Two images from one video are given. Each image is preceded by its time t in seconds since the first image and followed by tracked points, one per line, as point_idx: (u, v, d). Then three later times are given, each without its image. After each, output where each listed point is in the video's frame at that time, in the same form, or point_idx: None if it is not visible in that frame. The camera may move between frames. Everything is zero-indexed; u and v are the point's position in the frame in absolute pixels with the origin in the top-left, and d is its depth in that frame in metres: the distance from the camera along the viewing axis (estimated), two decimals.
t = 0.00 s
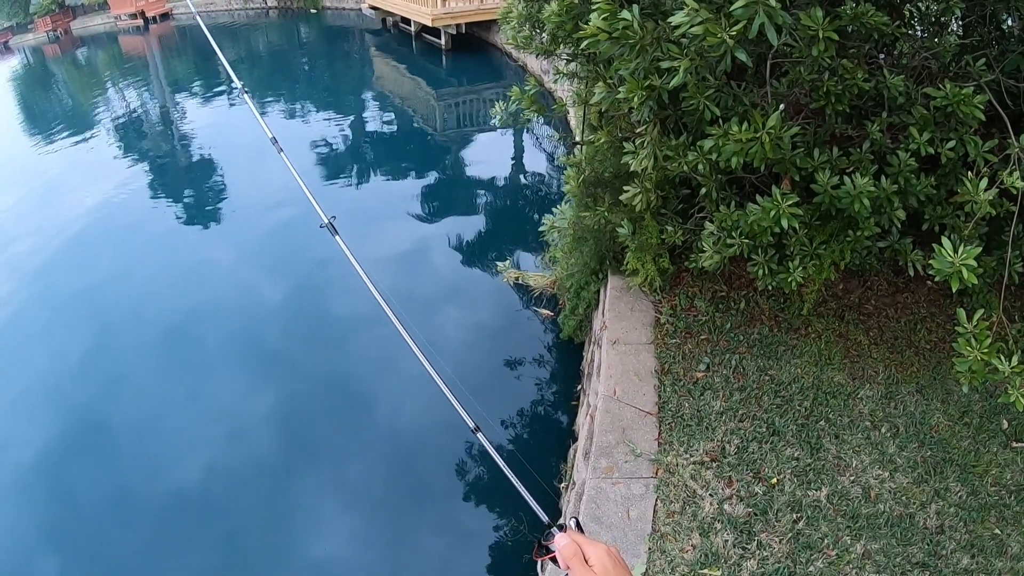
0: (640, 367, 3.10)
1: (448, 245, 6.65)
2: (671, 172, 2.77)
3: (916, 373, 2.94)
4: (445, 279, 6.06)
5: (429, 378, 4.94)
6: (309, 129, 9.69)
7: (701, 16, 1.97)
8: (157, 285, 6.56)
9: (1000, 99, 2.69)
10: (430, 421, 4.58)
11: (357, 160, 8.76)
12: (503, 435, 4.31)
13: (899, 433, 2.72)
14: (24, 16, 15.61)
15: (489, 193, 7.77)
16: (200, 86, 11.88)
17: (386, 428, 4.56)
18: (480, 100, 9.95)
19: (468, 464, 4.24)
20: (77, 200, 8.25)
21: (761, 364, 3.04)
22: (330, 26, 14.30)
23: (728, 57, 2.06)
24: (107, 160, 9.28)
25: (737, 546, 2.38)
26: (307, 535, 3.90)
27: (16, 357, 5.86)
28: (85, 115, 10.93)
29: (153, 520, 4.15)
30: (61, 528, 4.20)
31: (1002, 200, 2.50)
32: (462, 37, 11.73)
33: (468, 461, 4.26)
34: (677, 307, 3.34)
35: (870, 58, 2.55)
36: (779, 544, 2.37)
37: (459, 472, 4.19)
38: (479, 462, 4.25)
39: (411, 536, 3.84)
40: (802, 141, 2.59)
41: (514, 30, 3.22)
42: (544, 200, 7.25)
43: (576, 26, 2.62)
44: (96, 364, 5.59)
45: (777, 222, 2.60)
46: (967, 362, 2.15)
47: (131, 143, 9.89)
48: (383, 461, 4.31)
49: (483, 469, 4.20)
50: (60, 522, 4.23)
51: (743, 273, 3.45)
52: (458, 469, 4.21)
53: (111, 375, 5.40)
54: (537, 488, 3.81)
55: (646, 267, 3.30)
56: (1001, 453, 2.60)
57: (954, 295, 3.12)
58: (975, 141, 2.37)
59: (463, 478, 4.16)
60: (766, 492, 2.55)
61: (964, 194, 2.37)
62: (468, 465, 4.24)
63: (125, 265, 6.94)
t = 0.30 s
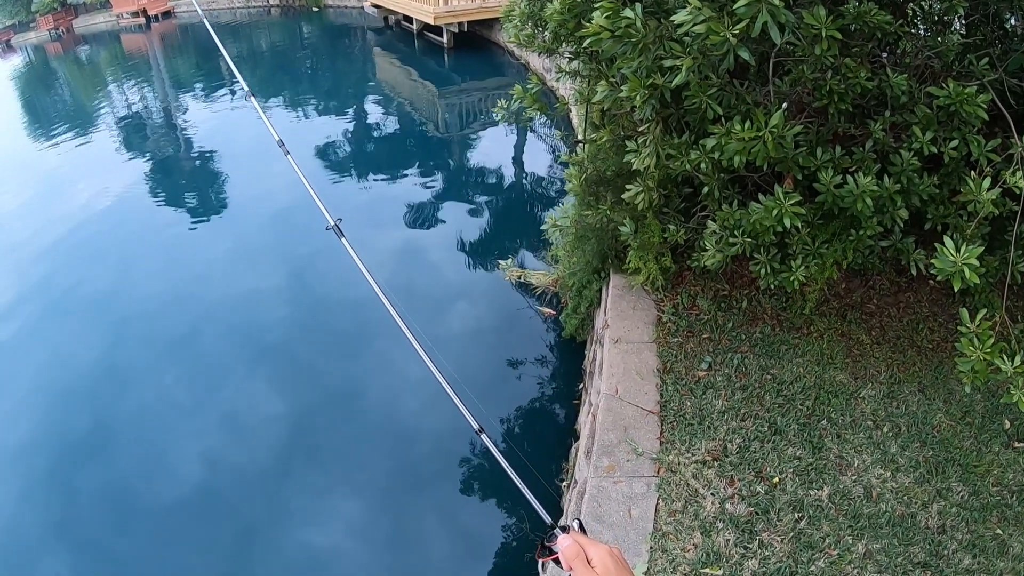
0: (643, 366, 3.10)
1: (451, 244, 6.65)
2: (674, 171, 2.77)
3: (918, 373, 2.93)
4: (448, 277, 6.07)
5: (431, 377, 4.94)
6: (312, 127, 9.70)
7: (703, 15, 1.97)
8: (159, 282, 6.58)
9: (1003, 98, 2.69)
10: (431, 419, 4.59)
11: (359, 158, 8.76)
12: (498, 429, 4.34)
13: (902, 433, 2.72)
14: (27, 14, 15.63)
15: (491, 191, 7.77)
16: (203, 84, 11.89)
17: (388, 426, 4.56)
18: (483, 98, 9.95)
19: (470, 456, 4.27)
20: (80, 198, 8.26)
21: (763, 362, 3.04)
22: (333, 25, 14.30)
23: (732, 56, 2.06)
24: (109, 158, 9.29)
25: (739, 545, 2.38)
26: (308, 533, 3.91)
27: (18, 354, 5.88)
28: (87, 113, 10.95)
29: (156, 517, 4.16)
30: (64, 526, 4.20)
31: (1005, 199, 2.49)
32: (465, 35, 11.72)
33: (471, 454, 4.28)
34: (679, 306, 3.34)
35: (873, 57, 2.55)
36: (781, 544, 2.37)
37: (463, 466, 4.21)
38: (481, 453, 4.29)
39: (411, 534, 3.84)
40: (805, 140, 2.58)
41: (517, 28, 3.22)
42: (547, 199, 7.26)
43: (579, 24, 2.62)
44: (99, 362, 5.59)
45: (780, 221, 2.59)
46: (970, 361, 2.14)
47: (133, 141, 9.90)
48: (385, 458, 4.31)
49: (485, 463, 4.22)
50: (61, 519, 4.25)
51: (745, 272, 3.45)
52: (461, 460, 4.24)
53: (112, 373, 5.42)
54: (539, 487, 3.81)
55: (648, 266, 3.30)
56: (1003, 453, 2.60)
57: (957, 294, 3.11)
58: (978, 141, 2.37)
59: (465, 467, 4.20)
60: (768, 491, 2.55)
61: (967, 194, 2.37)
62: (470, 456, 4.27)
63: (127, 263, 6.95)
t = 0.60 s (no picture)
0: (645, 365, 3.10)
1: (453, 243, 6.64)
2: (677, 170, 2.77)
3: (920, 373, 2.93)
4: (450, 276, 6.06)
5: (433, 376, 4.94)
6: (314, 126, 9.71)
7: (707, 14, 1.97)
8: (160, 280, 6.58)
9: (1006, 98, 2.68)
10: (432, 417, 4.58)
11: (361, 157, 8.76)
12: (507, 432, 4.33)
13: (904, 434, 2.72)
14: (28, 13, 15.62)
15: (492, 190, 7.77)
16: (205, 83, 11.89)
17: (390, 425, 4.56)
18: (485, 97, 9.95)
19: (472, 460, 4.25)
20: (82, 196, 8.26)
21: (766, 362, 3.04)
22: (335, 23, 14.30)
23: (735, 55, 2.05)
24: (111, 156, 9.29)
25: (740, 545, 2.38)
26: (308, 532, 3.91)
27: (19, 352, 5.88)
28: (89, 111, 10.95)
29: (158, 515, 4.16)
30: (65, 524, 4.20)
31: (1008, 200, 2.49)
32: (467, 34, 11.72)
33: (471, 456, 4.27)
34: (681, 305, 3.34)
35: (877, 56, 2.55)
36: (783, 544, 2.37)
37: (464, 468, 4.20)
38: (483, 458, 4.26)
39: (412, 532, 3.84)
40: (808, 140, 2.58)
41: (520, 27, 3.22)
42: (549, 199, 7.26)
43: (582, 23, 2.61)
44: (101, 360, 5.60)
45: (783, 221, 2.59)
46: (972, 362, 2.14)
47: (135, 139, 9.90)
48: (387, 458, 4.31)
49: (487, 466, 4.22)
50: (61, 516, 4.25)
51: (748, 272, 3.44)
52: (463, 464, 4.22)
53: (113, 371, 5.42)
54: (540, 486, 3.81)
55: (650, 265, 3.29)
56: (1005, 454, 2.60)
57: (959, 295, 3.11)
58: (981, 141, 2.37)
59: (468, 472, 4.18)
60: (770, 491, 2.55)
61: (970, 194, 2.36)
62: (472, 460, 4.25)
63: (128, 261, 6.95)
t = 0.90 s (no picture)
0: (647, 367, 3.10)
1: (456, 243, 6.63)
2: (681, 172, 2.77)
3: (922, 377, 2.93)
4: (451, 276, 6.07)
5: (434, 375, 4.94)
6: (317, 125, 9.72)
7: (715, 17, 1.98)
8: (161, 277, 6.59)
9: (1011, 103, 2.67)
10: (432, 415, 4.59)
11: (364, 156, 8.76)
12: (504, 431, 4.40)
13: (906, 437, 2.72)
14: (33, 9, 15.63)
15: (495, 190, 7.76)
16: (208, 81, 11.90)
17: (391, 424, 4.56)
18: (488, 97, 9.96)
19: (470, 456, 4.26)
20: (84, 193, 8.27)
21: (768, 365, 3.04)
22: (339, 22, 14.31)
23: (742, 57, 2.06)
24: (113, 153, 9.30)
25: (742, 548, 2.38)
26: (307, 530, 3.92)
27: (21, 348, 5.89)
28: (92, 108, 10.95)
29: (158, 512, 4.16)
30: (66, 520, 4.21)
31: (1012, 204, 2.49)
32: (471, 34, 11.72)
33: (471, 453, 4.29)
34: (684, 307, 3.34)
35: (882, 60, 2.55)
36: (784, 547, 2.37)
37: (463, 465, 4.21)
38: (482, 453, 4.28)
39: (410, 531, 3.85)
40: (813, 143, 2.58)
41: (525, 28, 3.23)
42: (551, 201, 7.27)
43: (588, 24, 2.61)
44: (102, 357, 5.61)
45: (787, 224, 2.59)
46: (975, 366, 2.14)
47: (137, 136, 9.91)
48: (388, 456, 4.31)
49: (486, 464, 4.23)
50: (60, 512, 4.27)
51: (751, 274, 3.44)
52: (461, 460, 4.23)
53: (114, 368, 5.44)
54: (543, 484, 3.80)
55: (654, 267, 3.30)
56: (1006, 459, 2.59)
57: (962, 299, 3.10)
58: (986, 146, 2.37)
59: (467, 468, 4.19)
60: (772, 493, 2.55)
61: (975, 199, 2.37)
62: (470, 456, 4.27)
63: (130, 258, 6.96)
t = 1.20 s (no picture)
0: (651, 367, 3.11)
1: (456, 244, 6.61)
2: (688, 174, 2.78)
3: (925, 381, 2.93)
4: (451, 277, 6.06)
5: (434, 374, 4.93)
6: (318, 123, 9.73)
7: (726, 19, 2.00)
8: (160, 273, 6.59)
9: (1016, 109, 2.68)
10: (431, 413, 4.59)
11: (364, 155, 8.76)
12: (504, 432, 4.39)
13: (907, 440, 2.73)
14: (35, 4, 15.62)
15: (494, 190, 7.73)
16: (209, 78, 11.90)
17: (390, 423, 4.56)
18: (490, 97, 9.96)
19: (472, 460, 4.22)
20: (85, 188, 8.26)
21: (771, 367, 3.06)
22: (342, 21, 14.31)
23: (752, 59, 2.07)
24: (114, 149, 9.30)
25: (745, 549, 2.39)
26: (304, 528, 3.93)
27: (19, 342, 5.88)
28: (92, 103, 10.94)
29: (155, 509, 4.16)
30: (62, 514, 4.21)
31: (1016, 209, 2.50)
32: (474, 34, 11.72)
33: (472, 456, 4.24)
34: (688, 309, 3.36)
35: (888, 65, 2.56)
36: (787, 548, 2.38)
37: (464, 466, 4.18)
38: (483, 459, 4.24)
39: (409, 530, 3.85)
40: (819, 147, 2.59)
41: (533, 28, 3.25)
42: (552, 202, 7.25)
43: (598, 25, 2.62)
44: (101, 352, 5.60)
45: (793, 226, 2.60)
46: (980, 368, 2.15)
47: (138, 132, 9.90)
48: (387, 456, 4.31)
49: (486, 466, 4.19)
50: (57, 506, 4.27)
51: (755, 277, 3.45)
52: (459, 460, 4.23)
53: (112, 363, 5.44)
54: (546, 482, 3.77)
55: (658, 268, 3.33)
56: (1006, 462, 2.59)
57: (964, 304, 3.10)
58: (991, 152, 2.39)
59: (467, 470, 4.16)
60: (774, 494, 2.56)
61: (980, 203, 2.38)
62: (472, 459, 4.22)
63: (129, 254, 6.95)
